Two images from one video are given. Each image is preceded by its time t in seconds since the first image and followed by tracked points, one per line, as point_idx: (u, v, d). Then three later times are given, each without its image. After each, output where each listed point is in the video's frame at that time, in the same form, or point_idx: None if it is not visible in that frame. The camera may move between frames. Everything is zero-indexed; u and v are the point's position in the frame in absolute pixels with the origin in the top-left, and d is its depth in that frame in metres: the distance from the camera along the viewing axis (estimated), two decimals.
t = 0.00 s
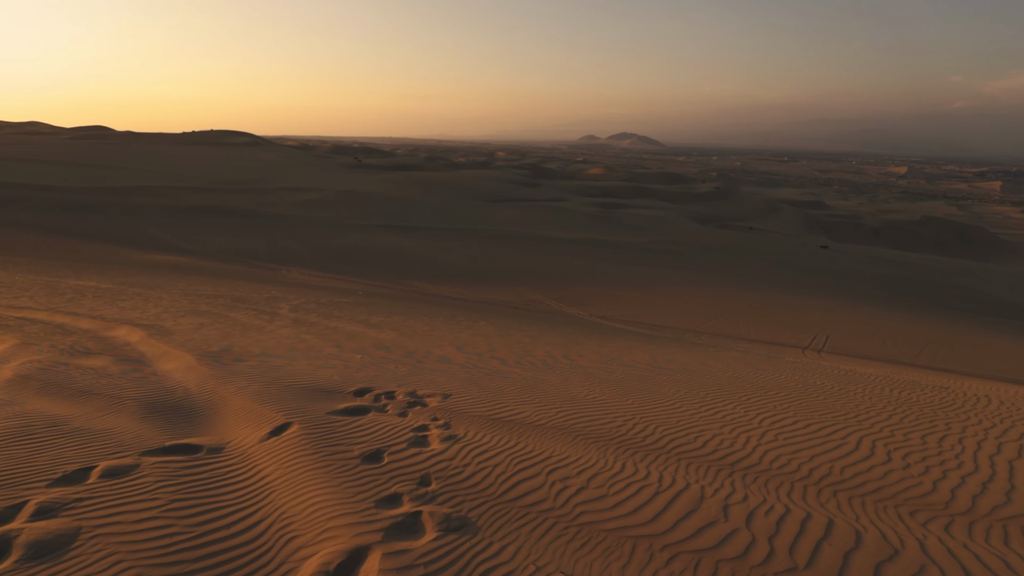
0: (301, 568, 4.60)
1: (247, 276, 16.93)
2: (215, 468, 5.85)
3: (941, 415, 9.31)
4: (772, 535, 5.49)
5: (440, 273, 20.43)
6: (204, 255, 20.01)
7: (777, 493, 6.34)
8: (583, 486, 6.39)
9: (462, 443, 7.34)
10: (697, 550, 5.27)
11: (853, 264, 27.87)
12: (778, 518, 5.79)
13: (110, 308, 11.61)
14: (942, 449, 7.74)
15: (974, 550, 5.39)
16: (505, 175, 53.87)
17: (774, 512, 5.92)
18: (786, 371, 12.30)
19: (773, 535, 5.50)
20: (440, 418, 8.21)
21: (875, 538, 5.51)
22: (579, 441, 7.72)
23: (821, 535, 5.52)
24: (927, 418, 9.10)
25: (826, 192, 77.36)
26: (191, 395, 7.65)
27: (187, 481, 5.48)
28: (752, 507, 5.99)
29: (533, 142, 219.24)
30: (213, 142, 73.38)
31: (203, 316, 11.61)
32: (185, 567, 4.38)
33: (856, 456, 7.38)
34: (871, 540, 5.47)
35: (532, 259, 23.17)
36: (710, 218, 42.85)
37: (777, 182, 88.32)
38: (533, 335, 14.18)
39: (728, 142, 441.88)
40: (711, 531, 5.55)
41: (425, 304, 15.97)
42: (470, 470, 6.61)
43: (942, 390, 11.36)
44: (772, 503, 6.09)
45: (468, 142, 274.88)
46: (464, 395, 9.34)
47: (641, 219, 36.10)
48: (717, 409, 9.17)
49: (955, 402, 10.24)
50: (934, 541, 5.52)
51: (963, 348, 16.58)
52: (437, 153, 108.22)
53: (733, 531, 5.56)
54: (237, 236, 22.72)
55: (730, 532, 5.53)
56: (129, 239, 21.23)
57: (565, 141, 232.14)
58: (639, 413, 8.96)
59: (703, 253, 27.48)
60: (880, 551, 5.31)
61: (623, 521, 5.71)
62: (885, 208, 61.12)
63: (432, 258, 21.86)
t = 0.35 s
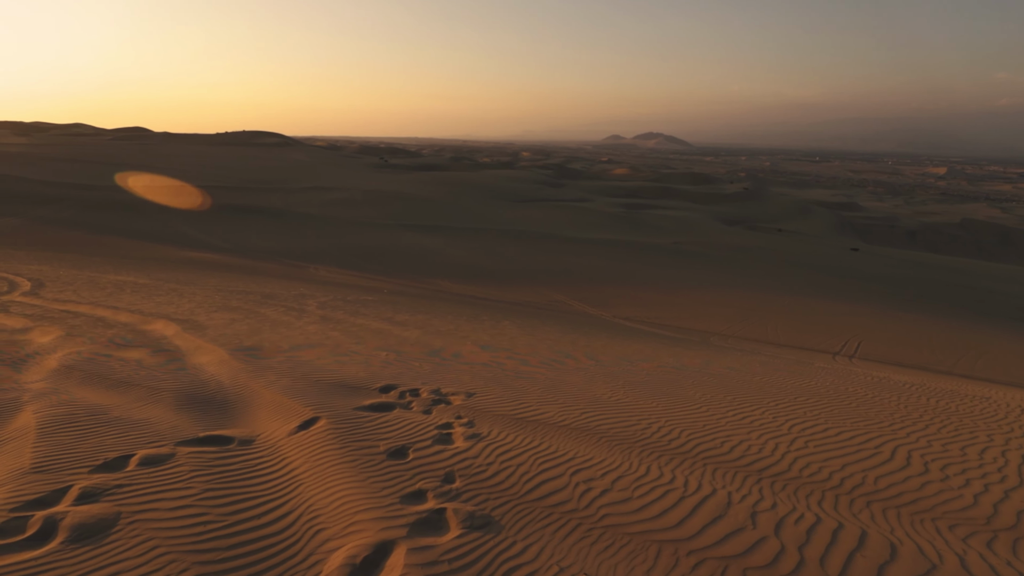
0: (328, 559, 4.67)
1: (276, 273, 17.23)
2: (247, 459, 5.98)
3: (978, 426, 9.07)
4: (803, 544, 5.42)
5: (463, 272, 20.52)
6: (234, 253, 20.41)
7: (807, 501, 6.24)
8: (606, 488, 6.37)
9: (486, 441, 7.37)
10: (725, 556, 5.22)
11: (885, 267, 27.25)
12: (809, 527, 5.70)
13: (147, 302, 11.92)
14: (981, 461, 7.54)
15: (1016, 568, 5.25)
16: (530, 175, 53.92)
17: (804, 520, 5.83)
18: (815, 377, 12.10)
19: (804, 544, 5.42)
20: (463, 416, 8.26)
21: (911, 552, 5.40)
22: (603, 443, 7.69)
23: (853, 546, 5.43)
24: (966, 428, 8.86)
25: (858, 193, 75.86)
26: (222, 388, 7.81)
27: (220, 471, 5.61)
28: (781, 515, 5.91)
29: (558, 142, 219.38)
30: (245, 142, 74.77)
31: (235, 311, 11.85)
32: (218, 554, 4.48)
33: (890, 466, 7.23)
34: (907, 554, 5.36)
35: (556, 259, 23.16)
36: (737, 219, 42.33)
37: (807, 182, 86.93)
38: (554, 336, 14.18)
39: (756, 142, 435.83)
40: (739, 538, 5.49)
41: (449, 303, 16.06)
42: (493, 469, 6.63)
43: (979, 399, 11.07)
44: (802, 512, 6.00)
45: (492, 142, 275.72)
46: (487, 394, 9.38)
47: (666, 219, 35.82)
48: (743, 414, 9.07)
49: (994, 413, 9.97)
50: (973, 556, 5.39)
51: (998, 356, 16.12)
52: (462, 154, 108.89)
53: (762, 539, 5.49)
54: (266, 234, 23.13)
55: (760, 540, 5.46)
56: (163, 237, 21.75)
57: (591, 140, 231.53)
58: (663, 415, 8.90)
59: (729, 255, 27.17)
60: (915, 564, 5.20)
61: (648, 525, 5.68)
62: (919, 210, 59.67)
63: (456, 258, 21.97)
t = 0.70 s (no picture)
0: (357, 552, 4.74)
1: (307, 271, 17.51)
2: (279, 451, 6.11)
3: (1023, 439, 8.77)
4: (836, 556, 5.32)
5: (490, 272, 20.60)
6: (266, 250, 20.80)
7: (841, 512, 6.12)
8: (633, 491, 6.34)
9: (513, 441, 7.38)
10: (755, 565, 5.15)
11: (921, 272, 26.53)
12: (843, 539, 5.58)
13: (185, 297, 12.24)
14: None
15: None
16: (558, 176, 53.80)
17: (838, 532, 5.72)
18: (848, 384, 11.84)
19: (837, 556, 5.32)
20: (490, 415, 8.29)
21: (951, 569, 5.25)
22: (630, 445, 7.65)
23: (890, 560, 5.31)
24: (1009, 442, 8.58)
25: (895, 194, 73.85)
26: (256, 381, 7.98)
27: (254, 462, 5.73)
28: (814, 525, 5.81)
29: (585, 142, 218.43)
30: (279, 142, 76.20)
31: (268, 307, 12.08)
32: (252, 542, 4.59)
33: (929, 478, 7.04)
34: (947, 570, 5.22)
35: (583, 260, 23.08)
36: (768, 220, 41.64)
37: (841, 183, 85.08)
38: (581, 337, 14.14)
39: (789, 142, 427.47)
40: (770, 547, 5.41)
41: (476, 303, 16.13)
42: (520, 468, 6.64)
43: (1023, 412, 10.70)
44: (835, 522, 5.89)
45: (519, 142, 275.76)
46: (514, 393, 9.39)
47: (696, 220, 35.42)
48: (774, 420, 8.92)
49: None
50: None
51: None
52: (491, 153, 109.25)
53: (794, 549, 5.40)
54: (297, 232, 23.53)
55: (791, 551, 5.37)
56: (198, 233, 22.29)
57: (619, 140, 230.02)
58: (691, 420, 8.81)
59: (759, 257, 26.77)
60: None
61: (676, 531, 5.63)
62: (960, 212, 57.86)
63: (483, 257, 22.06)
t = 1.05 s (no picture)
0: (389, 545, 4.79)
1: (340, 268, 17.76)
2: (314, 443, 6.21)
3: None
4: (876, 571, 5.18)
5: (519, 271, 20.61)
6: (301, 247, 21.19)
7: (882, 526, 5.96)
8: (665, 496, 6.26)
9: (542, 441, 7.36)
10: None
11: (966, 277, 25.62)
12: (884, 554, 5.44)
13: (225, 291, 12.54)
14: None
15: None
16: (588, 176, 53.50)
17: (878, 546, 5.57)
18: (888, 393, 11.51)
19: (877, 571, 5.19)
20: (519, 414, 8.28)
21: None
22: (661, 450, 7.57)
23: None
24: None
25: (939, 195, 71.52)
26: (292, 374, 8.13)
27: (289, 453, 5.84)
28: (853, 538, 5.66)
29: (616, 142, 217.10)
30: (313, 142, 77.47)
31: (303, 303, 12.29)
32: (289, 531, 4.67)
33: (979, 494, 6.79)
34: None
35: (613, 260, 22.93)
36: (804, 222, 40.76)
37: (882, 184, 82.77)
38: (610, 338, 14.04)
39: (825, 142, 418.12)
40: (807, 558, 5.30)
41: (505, 302, 16.14)
42: (550, 468, 6.62)
43: None
44: (876, 536, 5.73)
45: (550, 142, 275.42)
46: (543, 394, 9.36)
47: (729, 222, 34.87)
48: (810, 428, 8.73)
49: None
50: None
51: None
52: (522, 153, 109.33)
53: (832, 562, 5.28)
54: (330, 230, 23.90)
55: (829, 563, 5.25)
56: (236, 230, 22.83)
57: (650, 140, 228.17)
58: (724, 425, 8.67)
59: (794, 260, 26.22)
60: None
61: (709, 537, 5.55)
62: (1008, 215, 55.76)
63: (513, 257, 22.07)
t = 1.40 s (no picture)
0: (421, 539, 4.81)
1: (374, 265, 17.97)
2: (349, 437, 6.29)
3: None
4: None
5: (551, 272, 20.57)
6: (337, 245, 21.53)
7: (928, 543, 5.76)
8: (698, 502, 6.16)
9: (573, 442, 7.31)
10: None
11: (1016, 283, 24.60)
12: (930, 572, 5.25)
13: (264, 287, 12.80)
14: None
15: None
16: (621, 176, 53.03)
17: (924, 564, 5.38)
18: (932, 404, 11.12)
19: None
20: (549, 414, 8.24)
21: None
22: (694, 455, 7.44)
23: None
24: None
25: (987, 197, 68.91)
26: (328, 369, 8.25)
27: (324, 446, 5.92)
28: (898, 554, 5.49)
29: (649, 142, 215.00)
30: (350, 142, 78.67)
31: (338, 299, 12.48)
32: (324, 522, 4.72)
33: None
34: None
35: (645, 262, 22.71)
36: (844, 224, 39.70)
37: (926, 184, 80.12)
38: (643, 340, 13.91)
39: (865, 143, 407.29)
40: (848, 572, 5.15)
41: (537, 302, 16.11)
42: (581, 470, 6.57)
43: None
44: (921, 553, 5.54)
45: (581, 142, 274.30)
46: (574, 394, 9.31)
47: (765, 223, 34.20)
48: (850, 438, 8.49)
49: None
50: None
51: None
52: (554, 153, 109.14)
53: None
54: (365, 229, 24.21)
55: None
56: (275, 228, 23.33)
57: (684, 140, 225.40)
58: (760, 432, 8.49)
59: (832, 263, 25.58)
60: None
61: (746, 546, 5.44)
62: None
63: (544, 257, 22.03)
